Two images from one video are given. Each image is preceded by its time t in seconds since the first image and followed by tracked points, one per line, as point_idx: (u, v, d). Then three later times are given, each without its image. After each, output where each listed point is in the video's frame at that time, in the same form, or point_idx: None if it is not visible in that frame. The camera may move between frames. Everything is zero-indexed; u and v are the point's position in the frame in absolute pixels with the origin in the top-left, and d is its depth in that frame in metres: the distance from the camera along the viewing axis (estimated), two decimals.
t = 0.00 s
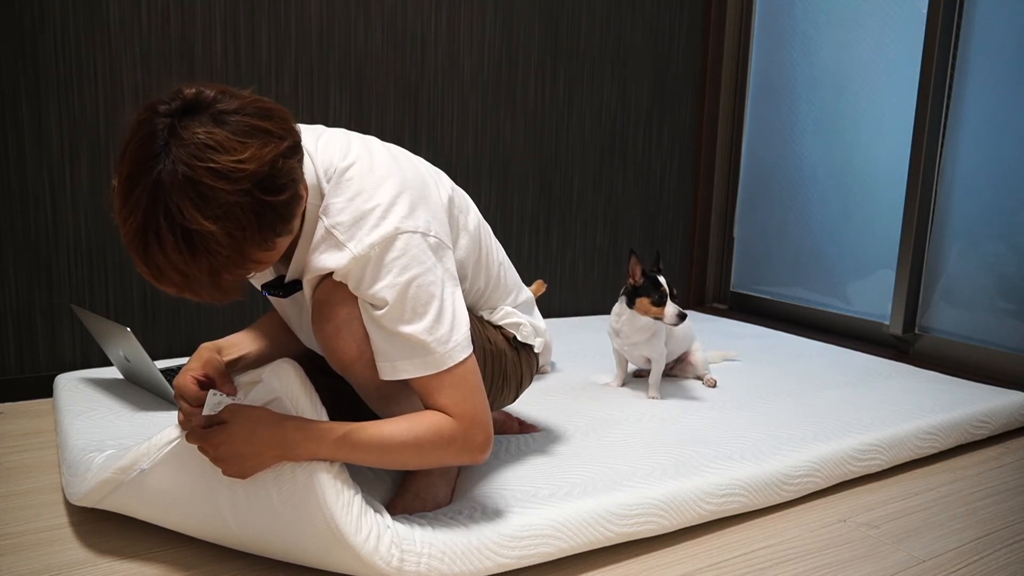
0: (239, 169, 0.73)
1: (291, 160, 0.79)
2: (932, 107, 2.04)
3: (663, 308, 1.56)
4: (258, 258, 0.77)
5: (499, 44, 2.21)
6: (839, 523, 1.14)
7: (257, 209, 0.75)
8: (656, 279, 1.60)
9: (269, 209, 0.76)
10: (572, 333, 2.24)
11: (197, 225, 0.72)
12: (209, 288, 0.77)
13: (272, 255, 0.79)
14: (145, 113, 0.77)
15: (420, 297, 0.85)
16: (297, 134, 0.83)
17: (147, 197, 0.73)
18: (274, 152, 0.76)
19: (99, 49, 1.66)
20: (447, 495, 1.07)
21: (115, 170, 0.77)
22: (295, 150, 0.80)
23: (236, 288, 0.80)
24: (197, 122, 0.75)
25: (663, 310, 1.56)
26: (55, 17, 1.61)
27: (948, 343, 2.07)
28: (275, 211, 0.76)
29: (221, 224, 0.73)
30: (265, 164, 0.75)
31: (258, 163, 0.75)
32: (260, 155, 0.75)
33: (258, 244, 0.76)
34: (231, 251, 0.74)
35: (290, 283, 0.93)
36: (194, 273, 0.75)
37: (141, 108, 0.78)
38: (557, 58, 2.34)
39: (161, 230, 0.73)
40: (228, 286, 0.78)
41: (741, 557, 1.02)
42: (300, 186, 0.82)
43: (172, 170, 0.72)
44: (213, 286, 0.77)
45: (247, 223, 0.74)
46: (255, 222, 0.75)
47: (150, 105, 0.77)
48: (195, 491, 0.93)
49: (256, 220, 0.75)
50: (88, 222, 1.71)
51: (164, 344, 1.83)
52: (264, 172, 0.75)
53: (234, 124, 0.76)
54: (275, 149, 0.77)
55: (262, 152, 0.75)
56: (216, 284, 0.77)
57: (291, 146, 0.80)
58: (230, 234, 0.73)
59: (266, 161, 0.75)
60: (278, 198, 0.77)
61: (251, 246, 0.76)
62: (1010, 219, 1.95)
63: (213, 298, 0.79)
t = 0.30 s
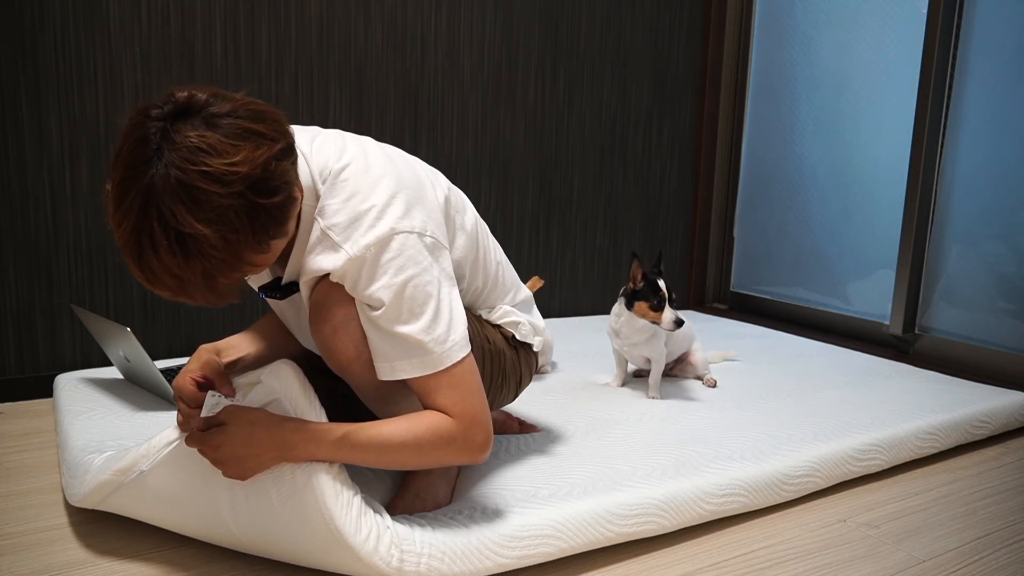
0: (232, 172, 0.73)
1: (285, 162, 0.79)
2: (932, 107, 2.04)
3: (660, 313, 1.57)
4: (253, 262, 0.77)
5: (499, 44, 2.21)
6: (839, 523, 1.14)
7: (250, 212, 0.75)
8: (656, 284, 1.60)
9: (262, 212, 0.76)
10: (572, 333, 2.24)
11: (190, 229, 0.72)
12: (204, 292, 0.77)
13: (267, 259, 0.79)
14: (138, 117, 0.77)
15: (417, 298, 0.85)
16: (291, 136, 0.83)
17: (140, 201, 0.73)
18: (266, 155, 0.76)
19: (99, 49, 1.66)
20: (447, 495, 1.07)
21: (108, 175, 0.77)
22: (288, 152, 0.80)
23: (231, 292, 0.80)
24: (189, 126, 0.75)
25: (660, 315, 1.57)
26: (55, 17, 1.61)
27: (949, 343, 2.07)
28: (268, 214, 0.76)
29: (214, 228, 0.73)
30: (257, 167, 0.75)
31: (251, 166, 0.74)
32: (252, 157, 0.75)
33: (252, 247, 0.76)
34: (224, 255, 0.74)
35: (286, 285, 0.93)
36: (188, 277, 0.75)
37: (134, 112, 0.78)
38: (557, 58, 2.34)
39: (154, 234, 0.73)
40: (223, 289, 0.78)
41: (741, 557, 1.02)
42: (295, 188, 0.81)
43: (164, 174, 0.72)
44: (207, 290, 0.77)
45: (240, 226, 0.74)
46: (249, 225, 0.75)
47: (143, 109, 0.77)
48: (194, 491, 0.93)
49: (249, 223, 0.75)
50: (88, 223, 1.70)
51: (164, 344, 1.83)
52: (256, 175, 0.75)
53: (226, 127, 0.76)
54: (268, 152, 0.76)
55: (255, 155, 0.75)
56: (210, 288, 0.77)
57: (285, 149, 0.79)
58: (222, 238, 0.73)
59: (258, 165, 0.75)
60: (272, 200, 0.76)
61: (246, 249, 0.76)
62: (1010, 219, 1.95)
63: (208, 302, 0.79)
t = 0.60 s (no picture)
0: (226, 128, 0.73)
1: (278, 125, 0.79)
2: (933, 107, 2.04)
3: (658, 316, 1.56)
4: (245, 219, 0.76)
5: (499, 44, 2.21)
6: (839, 523, 1.14)
7: (242, 163, 0.74)
8: (656, 285, 1.59)
9: (255, 171, 0.76)
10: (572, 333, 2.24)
11: (180, 173, 0.72)
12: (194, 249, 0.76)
13: (259, 219, 0.78)
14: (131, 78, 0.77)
15: (412, 294, 0.85)
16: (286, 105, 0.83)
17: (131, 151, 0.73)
18: (260, 110, 0.77)
19: (99, 49, 1.66)
20: (447, 494, 1.07)
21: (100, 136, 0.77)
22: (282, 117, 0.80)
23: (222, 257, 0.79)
24: (183, 85, 0.75)
25: (658, 318, 1.56)
26: (55, 17, 1.61)
27: (949, 343, 2.07)
28: (261, 169, 0.76)
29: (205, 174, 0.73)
30: (252, 125, 0.75)
31: (244, 123, 0.75)
32: (246, 116, 0.75)
33: (245, 207, 0.76)
34: (214, 204, 0.74)
35: (280, 284, 0.94)
36: (177, 230, 0.74)
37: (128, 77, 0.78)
38: (557, 58, 2.34)
39: (144, 189, 0.72)
40: (214, 253, 0.78)
41: (741, 557, 1.02)
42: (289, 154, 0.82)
43: (157, 124, 0.73)
44: (198, 246, 0.76)
45: (232, 174, 0.74)
46: (242, 182, 0.75)
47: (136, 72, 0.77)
48: (193, 492, 0.93)
49: (241, 174, 0.75)
50: (88, 222, 1.70)
51: (164, 344, 1.83)
52: (250, 128, 0.75)
53: (220, 88, 0.76)
54: (262, 112, 0.77)
55: (248, 113, 0.76)
56: (199, 244, 0.76)
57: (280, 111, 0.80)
58: (214, 185, 0.73)
59: (252, 119, 0.75)
60: (265, 161, 0.77)
61: (238, 209, 0.75)
62: (1010, 219, 1.95)
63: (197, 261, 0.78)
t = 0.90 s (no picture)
0: (239, 19, 0.78)
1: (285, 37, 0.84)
2: (933, 107, 2.04)
3: (654, 319, 1.56)
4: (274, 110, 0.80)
5: (499, 44, 2.21)
6: (839, 523, 1.14)
7: (274, 51, 0.79)
8: (654, 289, 1.58)
9: (269, 58, 0.79)
10: (572, 333, 2.24)
11: (220, 51, 0.75)
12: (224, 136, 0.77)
13: (284, 116, 0.82)
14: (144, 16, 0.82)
15: (418, 277, 0.85)
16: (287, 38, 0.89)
17: (166, 44, 0.75)
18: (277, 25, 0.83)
19: (99, 49, 1.66)
20: (447, 494, 1.07)
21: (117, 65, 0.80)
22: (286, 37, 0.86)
23: (242, 152, 0.79)
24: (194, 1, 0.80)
25: (654, 322, 1.56)
26: (55, 17, 1.61)
27: (949, 343, 2.07)
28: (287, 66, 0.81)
29: (242, 53, 0.76)
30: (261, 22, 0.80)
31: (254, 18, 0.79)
32: (255, 16, 0.80)
33: (263, 89, 0.78)
34: (252, 83, 0.77)
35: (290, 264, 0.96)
36: (213, 109, 0.75)
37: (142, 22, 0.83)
38: (557, 58, 2.34)
39: (163, 77, 0.74)
40: (235, 143, 0.78)
41: (741, 557, 1.02)
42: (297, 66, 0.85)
43: (191, 17, 0.76)
44: (231, 136, 0.77)
45: (266, 58, 0.78)
46: (258, 65, 0.77)
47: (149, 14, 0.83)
48: (192, 490, 0.93)
49: (274, 63, 0.79)
50: (87, 222, 1.70)
51: (164, 343, 1.83)
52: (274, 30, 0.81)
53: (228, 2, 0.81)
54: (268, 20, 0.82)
55: (257, 15, 0.81)
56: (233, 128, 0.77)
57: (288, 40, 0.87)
58: (251, 64, 0.76)
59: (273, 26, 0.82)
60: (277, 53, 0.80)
61: (257, 89, 0.77)
62: (1010, 219, 1.95)
63: (222, 166, 0.78)
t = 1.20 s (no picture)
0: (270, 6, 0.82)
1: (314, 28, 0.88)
2: (933, 107, 2.04)
3: (649, 321, 1.56)
4: (300, 92, 0.83)
5: (499, 44, 2.21)
6: (839, 523, 1.14)
7: (303, 38, 0.83)
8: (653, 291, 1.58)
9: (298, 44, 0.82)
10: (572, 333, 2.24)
11: (252, 31, 0.79)
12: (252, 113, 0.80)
13: (310, 100, 0.85)
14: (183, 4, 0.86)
15: (433, 258, 0.88)
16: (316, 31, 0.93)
17: (202, 24, 0.79)
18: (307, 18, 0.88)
19: (99, 49, 1.66)
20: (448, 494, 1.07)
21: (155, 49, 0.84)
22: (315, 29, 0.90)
23: (270, 130, 0.82)
24: None
25: (648, 324, 1.56)
26: (55, 17, 1.61)
27: (948, 343, 2.07)
28: (315, 53, 0.85)
29: (273, 34, 0.80)
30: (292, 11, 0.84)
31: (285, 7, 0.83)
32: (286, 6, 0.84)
33: (291, 72, 0.81)
34: (281, 65, 0.80)
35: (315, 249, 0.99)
36: (242, 87, 0.79)
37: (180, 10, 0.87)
38: (557, 58, 2.34)
39: (198, 56, 0.78)
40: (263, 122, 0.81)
41: (741, 557, 1.02)
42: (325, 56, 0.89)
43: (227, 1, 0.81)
44: (261, 113, 0.81)
45: (295, 42, 0.82)
46: (287, 49, 0.81)
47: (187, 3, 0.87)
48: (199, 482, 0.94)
49: (302, 49, 0.83)
50: (87, 222, 1.70)
51: (164, 344, 1.83)
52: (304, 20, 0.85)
53: None
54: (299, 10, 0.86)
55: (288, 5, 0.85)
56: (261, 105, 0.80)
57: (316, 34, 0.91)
58: (280, 46, 0.80)
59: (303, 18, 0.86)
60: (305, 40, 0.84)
61: (285, 72, 0.81)
62: (1010, 219, 1.95)
63: (250, 143, 0.81)
